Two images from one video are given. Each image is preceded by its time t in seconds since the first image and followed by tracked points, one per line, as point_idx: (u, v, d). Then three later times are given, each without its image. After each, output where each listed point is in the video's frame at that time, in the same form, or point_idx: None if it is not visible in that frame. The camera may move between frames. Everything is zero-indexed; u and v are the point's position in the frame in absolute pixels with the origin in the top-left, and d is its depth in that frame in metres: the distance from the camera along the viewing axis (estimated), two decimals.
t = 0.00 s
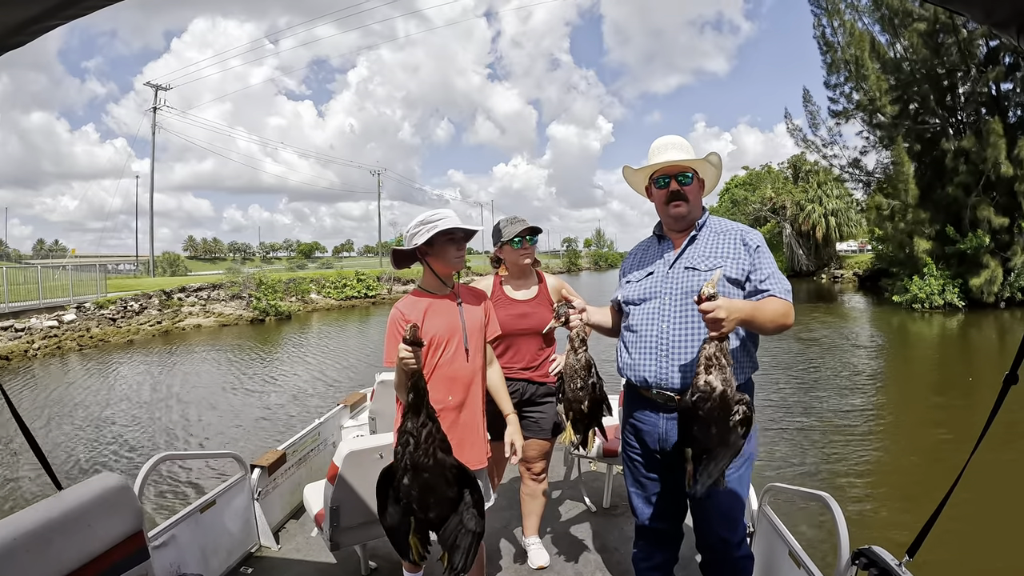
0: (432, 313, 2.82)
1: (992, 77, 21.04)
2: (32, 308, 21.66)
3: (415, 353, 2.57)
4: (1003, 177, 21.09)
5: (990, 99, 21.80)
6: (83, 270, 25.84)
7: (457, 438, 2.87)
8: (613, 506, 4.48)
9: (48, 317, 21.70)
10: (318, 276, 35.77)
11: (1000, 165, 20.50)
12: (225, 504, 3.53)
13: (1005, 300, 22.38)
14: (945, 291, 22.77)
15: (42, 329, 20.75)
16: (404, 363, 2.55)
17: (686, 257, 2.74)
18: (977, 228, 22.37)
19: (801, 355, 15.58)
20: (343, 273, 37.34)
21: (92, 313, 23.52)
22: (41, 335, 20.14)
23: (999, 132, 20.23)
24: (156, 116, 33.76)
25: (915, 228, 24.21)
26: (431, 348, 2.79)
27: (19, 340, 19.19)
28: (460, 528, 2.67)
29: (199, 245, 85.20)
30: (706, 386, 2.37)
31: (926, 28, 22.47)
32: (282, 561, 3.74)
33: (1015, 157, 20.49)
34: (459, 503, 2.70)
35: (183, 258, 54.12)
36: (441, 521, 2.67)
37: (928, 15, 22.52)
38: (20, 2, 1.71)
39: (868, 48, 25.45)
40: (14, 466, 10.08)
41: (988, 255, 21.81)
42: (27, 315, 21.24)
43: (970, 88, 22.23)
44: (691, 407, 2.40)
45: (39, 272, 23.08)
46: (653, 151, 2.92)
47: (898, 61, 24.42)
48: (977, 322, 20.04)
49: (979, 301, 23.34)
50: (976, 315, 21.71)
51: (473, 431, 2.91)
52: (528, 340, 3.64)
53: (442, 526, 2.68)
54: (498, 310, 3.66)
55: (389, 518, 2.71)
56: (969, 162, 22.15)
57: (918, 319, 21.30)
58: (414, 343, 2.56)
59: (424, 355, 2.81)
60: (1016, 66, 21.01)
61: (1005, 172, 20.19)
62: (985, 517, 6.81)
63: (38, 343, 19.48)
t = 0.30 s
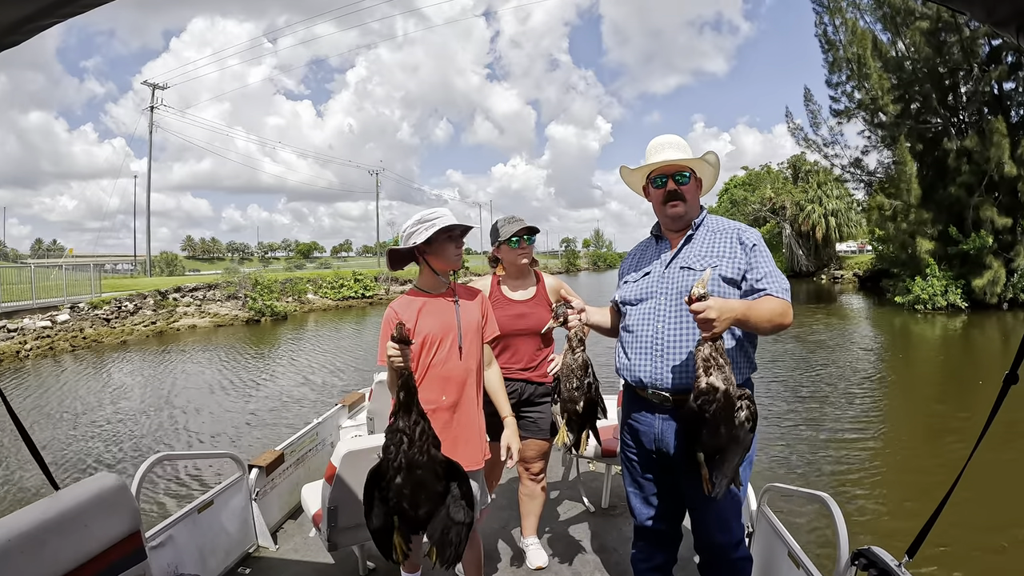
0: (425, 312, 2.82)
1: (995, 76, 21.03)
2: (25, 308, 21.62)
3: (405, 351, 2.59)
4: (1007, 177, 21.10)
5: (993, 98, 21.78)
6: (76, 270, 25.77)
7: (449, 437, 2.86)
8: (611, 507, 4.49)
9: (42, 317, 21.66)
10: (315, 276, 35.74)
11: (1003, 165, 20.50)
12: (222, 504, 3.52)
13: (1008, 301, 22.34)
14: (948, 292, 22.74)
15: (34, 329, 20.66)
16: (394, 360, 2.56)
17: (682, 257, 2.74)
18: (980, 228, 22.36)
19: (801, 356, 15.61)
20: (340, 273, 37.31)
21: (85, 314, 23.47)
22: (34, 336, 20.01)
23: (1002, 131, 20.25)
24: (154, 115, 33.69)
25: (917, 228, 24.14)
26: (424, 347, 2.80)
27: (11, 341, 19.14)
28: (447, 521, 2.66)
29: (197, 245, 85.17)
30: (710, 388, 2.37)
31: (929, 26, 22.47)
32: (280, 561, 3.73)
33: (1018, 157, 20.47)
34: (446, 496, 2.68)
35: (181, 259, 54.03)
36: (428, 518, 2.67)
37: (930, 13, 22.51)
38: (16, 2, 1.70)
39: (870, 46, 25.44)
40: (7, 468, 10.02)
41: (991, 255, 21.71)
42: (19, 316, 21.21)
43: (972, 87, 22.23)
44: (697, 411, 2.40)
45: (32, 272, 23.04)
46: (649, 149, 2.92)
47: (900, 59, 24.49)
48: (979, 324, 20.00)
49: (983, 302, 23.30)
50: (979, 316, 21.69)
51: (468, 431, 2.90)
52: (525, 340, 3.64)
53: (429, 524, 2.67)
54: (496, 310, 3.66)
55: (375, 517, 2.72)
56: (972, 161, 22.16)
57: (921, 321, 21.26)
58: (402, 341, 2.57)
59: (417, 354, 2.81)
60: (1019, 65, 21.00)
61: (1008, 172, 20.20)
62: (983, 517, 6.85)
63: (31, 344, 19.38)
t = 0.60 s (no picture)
0: (419, 312, 2.81)
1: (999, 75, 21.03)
2: (18, 308, 21.66)
3: (397, 352, 2.59)
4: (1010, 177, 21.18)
5: (996, 97, 21.80)
6: (69, 270, 25.83)
7: (442, 437, 2.86)
8: (609, 507, 4.49)
9: (35, 317, 21.67)
10: (313, 277, 35.76)
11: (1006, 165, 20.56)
12: (219, 505, 3.52)
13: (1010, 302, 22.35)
14: (951, 293, 22.80)
15: (27, 330, 20.64)
16: (386, 361, 2.56)
17: (680, 256, 2.75)
18: (983, 229, 22.38)
19: (801, 357, 15.64)
20: (338, 273, 37.34)
21: (79, 313, 23.44)
22: (26, 336, 19.91)
23: (1006, 131, 20.28)
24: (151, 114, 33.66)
25: (920, 229, 24.14)
26: (418, 347, 2.79)
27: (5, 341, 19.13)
28: (433, 516, 2.67)
29: (196, 245, 85.18)
30: (708, 388, 2.37)
31: (931, 25, 22.50)
32: (278, 562, 3.73)
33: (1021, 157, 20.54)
34: (434, 495, 2.68)
35: (180, 259, 53.97)
36: (418, 518, 2.67)
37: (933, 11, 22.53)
38: (14, 0, 1.70)
39: (872, 44, 25.42)
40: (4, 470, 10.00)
41: (994, 256, 21.72)
42: (13, 316, 21.23)
43: (976, 86, 22.29)
44: (695, 413, 2.39)
45: (26, 272, 23.09)
46: (647, 149, 2.92)
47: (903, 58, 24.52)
48: (982, 325, 20.01)
49: (985, 303, 23.29)
50: (982, 317, 21.70)
51: (462, 432, 2.90)
52: (522, 341, 3.64)
53: (418, 523, 2.67)
54: (493, 311, 3.66)
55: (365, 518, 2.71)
56: (975, 161, 22.22)
57: (924, 322, 21.28)
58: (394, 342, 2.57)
59: (411, 354, 2.80)
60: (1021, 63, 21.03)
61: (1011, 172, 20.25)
62: (983, 518, 6.86)
63: (24, 345, 19.28)
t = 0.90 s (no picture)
0: (414, 313, 2.81)
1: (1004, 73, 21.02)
2: (11, 308, 21.61)
3: (391, 352, 2.59)
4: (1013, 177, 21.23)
5: (999, 97, 21.79)
6: (63, 270, 25.77)
7: (439, 437, 2.86)
8: (609, 507, 4.49)
9: (29, 317, 21.63)
10: (310, 277, 35.76)
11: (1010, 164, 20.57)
12: (218, 506, 3.50)
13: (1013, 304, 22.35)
14: (954, 295, 22.78)
15: (20, 330, 20.57)
16: (379, 362, 2.57)
17: (680, 256, 2.74)
18: (987, 229, 22.34)
19: (802, 358, 15.67)
20: (335, 273, 37.34)
21: (73, 314, 23.37)
22: (18, 337, 19.87)
23: (1010, 130, 20.27)
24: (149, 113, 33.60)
25: (923, 229, 24.17)
26: (414, 348, 2.79)
27: None
28: (425, 515, 2.68)
29: (194, 244, 85.11)
30: (707, 388, 2.37)
31: (934, 23, 22.52)
32: (276, 563, 3.72)
33: None
34: (425, 495, 2.69)
35: (178, 259, 53.88)
36: (412, 518, 2.67)
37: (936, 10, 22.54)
38: None
39: (875, 43, 25.42)
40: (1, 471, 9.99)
41: (998, 257, 21.69)
42: (6, 316, 21.18)
43: (978, 85, 22.31)
44: (692, 412, 2.39)
45: (20, 272, 23.02)
46: (646, 149, 2.91)
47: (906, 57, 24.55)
48: (985, 327, 20.02)
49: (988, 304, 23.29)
50: (986, 319, 21.69)
51: (458, 432, 2.89)
52: (520, 341, 3.63)
53: (412, 523, 2.68)
54: (490, 311, 3.65)
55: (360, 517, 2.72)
56: (978, 161, 22.24)
57: (927, 323, 21.27)
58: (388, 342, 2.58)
59: (407, 354, 2.81)
60: None
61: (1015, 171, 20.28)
62: (982, 519, 6.89)
63: (16, 346, 19.22)
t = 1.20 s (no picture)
0: (415, 313, 2.81)
1: (1007, 72, 21.03)
2: (5, 309, 21.59)
3: (392, 352, 2.60)
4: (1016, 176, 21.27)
5: (1003, 96, 21.74)
6: (58, 271, 25.75)
7: (439, 437, 2.86)
8: (607, 508, 4.49)
9: (23, 317, 21.61)
10: (307, 278, 35.79)
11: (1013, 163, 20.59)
12: (216, 506, 3.50)
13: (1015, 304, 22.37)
14: (957, 296, 22.78)
15: (13, 331, 20.51)
16: (380, 362, 2.57)
17: (679, 257, 2.74)
18: (990, 230, 22.30)
19: (800, 359, 15.73)
20: (333, 274, 37.34)
21: (67, 314, 23.35)
22: (11, 338, 19.81)
23: (1014, 130, 20.27)
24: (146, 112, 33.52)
25: (925, 230, 24.23)
26: (414, 348, 2.79)
27: None
28: (426, 517, 2.69)
29: (193, 244, 85.06)
30: (712, 389, 2.38)
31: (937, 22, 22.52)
32: (275, 563, 3.71)
33: None
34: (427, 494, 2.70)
35: (176, 259, 53.81)
36: (413, 519, 2.68)
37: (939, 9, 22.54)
38: None
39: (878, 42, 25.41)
40: None
41: (1001, 258, 21.68)
42: None
43: (981, 84, 22.35)
44: (698, 415, 2.40)
45: (14, 272, 22.99)
46: (644, 150, 2.92)
47: (908, 56, 24.56)
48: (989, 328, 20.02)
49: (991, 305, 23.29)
50: (989, 320, 21.69)
51: (458, 433, 2.89)
52: (518, 341, 3.64)
53: (415, 525, 2.68)
54: (488, 312, 3.65)
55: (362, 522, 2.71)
56: (981, 161, 22.24)
57: (931, 325, 21.24)
58: (389, 342, 2.58)
59: (406, 356, 2.81)
60: None
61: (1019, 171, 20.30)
62: (981, 520, 6.94)
63: (9, 346, 19.17)
